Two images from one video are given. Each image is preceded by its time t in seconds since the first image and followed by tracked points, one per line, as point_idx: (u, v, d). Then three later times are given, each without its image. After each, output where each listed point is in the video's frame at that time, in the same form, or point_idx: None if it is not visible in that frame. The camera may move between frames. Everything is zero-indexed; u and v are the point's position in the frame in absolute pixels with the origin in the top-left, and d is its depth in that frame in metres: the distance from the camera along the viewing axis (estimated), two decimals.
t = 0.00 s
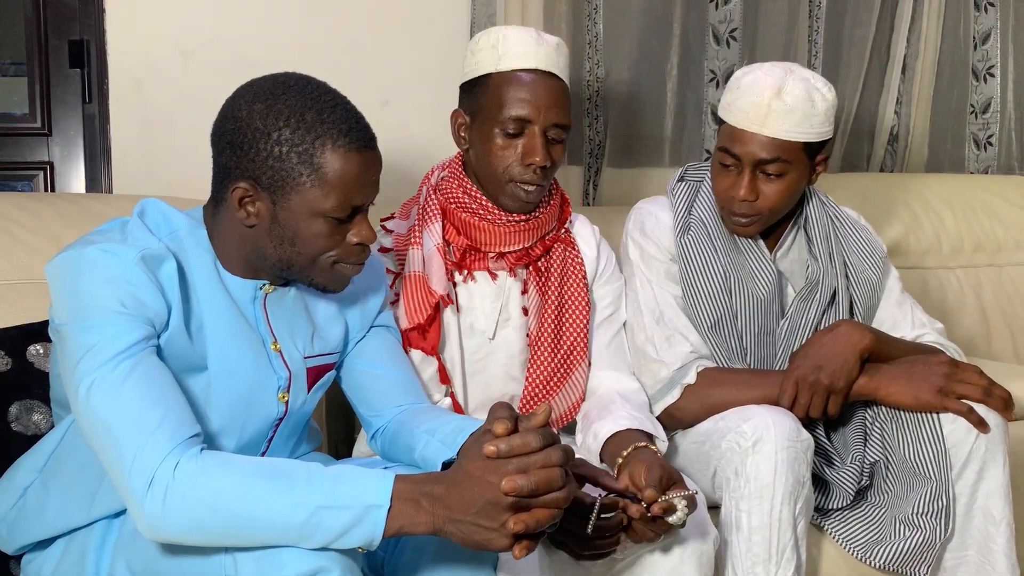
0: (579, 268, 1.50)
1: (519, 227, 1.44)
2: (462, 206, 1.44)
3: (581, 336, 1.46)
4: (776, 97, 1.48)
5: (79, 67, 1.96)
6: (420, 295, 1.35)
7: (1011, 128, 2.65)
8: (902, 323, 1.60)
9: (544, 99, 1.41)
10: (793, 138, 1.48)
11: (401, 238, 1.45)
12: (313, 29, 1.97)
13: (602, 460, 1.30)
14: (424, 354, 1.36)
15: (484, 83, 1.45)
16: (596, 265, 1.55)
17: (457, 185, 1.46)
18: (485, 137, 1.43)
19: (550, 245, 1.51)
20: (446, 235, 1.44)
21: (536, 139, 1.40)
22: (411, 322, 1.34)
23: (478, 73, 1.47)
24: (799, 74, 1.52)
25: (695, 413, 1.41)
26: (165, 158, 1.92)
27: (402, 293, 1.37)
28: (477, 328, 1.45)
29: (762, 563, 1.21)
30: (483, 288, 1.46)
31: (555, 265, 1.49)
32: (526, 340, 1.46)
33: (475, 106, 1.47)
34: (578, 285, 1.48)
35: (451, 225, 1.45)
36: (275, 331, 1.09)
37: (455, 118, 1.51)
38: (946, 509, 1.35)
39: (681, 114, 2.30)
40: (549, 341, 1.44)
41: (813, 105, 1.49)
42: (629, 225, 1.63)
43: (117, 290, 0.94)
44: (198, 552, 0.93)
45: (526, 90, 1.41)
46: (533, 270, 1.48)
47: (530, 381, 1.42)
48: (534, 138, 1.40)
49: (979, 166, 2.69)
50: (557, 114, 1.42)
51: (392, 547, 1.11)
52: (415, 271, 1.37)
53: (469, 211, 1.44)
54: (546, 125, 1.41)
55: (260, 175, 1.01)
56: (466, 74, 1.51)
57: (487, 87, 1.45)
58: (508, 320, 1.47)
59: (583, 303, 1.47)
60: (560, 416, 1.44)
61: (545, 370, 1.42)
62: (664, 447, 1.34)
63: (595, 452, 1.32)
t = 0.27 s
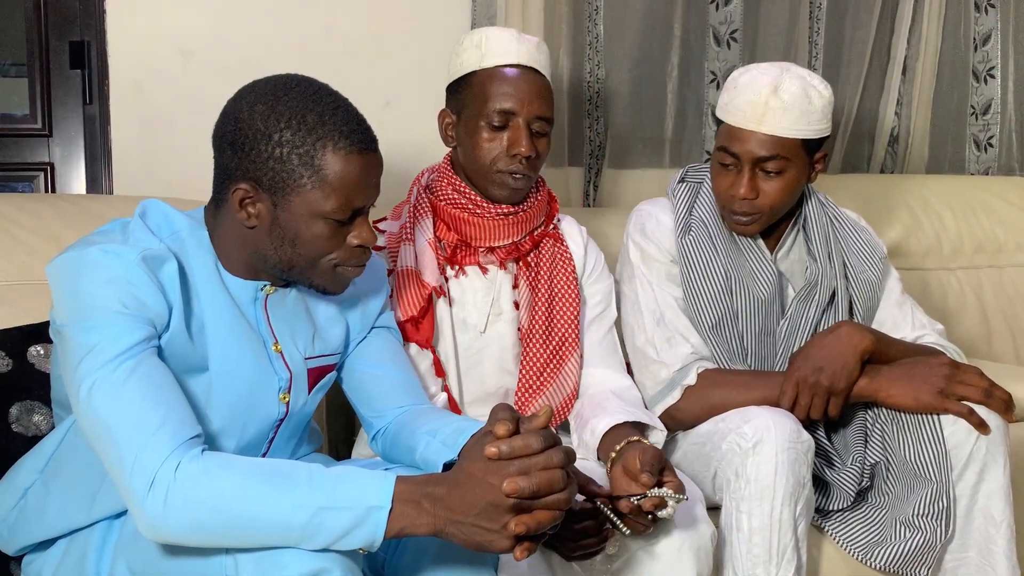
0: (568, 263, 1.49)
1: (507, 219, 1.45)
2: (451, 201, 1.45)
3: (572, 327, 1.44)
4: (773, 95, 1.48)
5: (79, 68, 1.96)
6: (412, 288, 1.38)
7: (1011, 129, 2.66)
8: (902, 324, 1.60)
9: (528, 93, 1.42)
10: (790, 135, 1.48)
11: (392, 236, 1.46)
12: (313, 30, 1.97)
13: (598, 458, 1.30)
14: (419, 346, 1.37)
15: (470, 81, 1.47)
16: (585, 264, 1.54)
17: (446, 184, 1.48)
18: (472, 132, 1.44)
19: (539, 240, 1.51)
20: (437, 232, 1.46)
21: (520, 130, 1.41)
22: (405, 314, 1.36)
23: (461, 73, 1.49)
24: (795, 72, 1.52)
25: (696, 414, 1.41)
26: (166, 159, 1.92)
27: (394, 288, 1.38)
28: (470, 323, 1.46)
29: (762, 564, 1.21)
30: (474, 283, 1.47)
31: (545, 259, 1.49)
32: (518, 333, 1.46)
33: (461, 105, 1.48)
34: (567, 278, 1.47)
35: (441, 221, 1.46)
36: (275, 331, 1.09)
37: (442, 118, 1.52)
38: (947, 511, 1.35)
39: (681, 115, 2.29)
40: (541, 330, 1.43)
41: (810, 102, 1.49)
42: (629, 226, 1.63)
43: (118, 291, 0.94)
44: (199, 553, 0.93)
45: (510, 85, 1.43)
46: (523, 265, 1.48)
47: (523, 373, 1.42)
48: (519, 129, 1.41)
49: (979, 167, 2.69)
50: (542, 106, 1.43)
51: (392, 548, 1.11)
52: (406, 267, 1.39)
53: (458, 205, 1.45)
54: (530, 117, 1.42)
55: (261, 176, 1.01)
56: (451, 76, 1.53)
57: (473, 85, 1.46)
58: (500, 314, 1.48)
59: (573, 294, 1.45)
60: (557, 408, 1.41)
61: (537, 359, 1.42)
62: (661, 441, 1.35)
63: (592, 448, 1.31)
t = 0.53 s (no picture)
0: (559, 262, 1.50)
1: (499, 217, 1.45)
2: (442, 200, 1.46)
3: (564, 322, 1.45)
4: (773, 95, 1.48)
5: (79, 69, 1.96)
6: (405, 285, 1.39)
7: (1011, 130, 2.66)
8: (902, 325, 1.60)
9: (520, 95, 1.44)
10: (790, 135, 1.48)
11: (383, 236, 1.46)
12: (313, 31, 1.97)
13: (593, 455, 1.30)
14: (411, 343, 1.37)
15: (462, 82, 1.48)
16: (574, 264, 1.54)
17: (437, 184, 1.49)
18: (463, 132, 1.45)
19: (531, 238, 1.51)
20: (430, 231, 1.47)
21: (512, 130, 1.43)
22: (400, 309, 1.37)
23: (453, 75, 1.50)
24: (796, 73, 1.52)
25: (695, 415, 1.41)
26: (166, 160, 1.92)
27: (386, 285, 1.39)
28: (463, 319, 1.45)
29: (761, 565, 1.21)
30: (467, 280, 1.46)
31: (537, 256, 1.50)
32: (511, 329, 1.46)
33: (453, 105, 1.49)
34: (558, 276, 1.49)
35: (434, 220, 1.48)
36: (275, 332, 1.09)
37: (434, 119, 1.52)
38: (946, 512, 1.35)
39: (681, 117, 2.30)
40: (535, 325, 1.44)
41: (810, 102, 1.49)
42: (629, 228, 1.62)
43: (118, 292, 0.94)
44: (199, 553, 0.93)
45: (501, 86, 1.44)
46: (515, 262, 1.49)
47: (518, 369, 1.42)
48: (510, 130, 1.43)
49: (979, 168, 2.69)
50: (532, 107, 1.45)
51: (392, 549, 1.11)
52: (399, 264, 1.39)
53: (449, 202, 1.45)
54: (521, 118, 1.44)
55: (260, 177, 1.01)
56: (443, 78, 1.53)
57: (466, 86, 1.47)
58: (493, 310, 1.46)
59: (565, 291, 1.47)
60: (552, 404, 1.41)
61: (531, 352, 1.43)
62: (656, 433, 1.35)
63: (587, 445, 1.31)
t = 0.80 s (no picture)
0: (554, 262, 1.49)
1: (494, 216, 1.45)
2: (439, 200, 1.47)
3: (558, 321, 1.44)
4: (780, 98, 1.48)
5: (79, 70, 1.96)
6: (399, 284, 1.39)
7: (1011, 132, 2.66)
8: (902, 326, 1.60)
9: (522, 100, 1.45)
10: (795, 139, 1.48)
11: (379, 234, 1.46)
12: (314, 32, 1.97)
13: (591, 457, 1.29)
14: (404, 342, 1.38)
15: (466, 83, 1.48)
16: (569, 265, 1.54)
17: (435, 184, 1.49)
18: (463, 134, 1.46)
19: (526, 237, 1.51)
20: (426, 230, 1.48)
21: (515, 133, 1.43)
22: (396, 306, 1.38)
23: (456, 75, 1.50)
24: (804, 76, 1.52)
25: (695, 415, 1.42)
26: (166, 161, 1.92)
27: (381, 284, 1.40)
28: (458, 318, 1.45)
29: (762, 566, 1.21)
30: (462, 279, 1.46)
31: (532, 256, 1.49)
32: (506, 329, 1.46)
33: (456, 106, 1.49)
34: (553, 276, 1.47)
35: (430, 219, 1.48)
36: (276, 332, 1.09)
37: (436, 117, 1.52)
38: (946, 513, 1.35)
39: (681, 117, 2.30)
40: (529, 321, 1.44)
41: (817, 106, 1.49)
42: (632, 228, 1.62)
43: (119, 292, 0.94)
44: (200, 553, 0.93)
45: (505, 90, 1.44)
46: (510, 262, 1.49)
47: (512, 369, 1.43)
48: (513, 133, 1.43)
49: (979, 169, 2.69)
50: (534, 113, 1.46)
51: (392, 549, 1.11)
52: (393, 263, 1.39)
53: (446, 203, 1.46)
54: (523, 123, 1.44)
55: (261, 177, 1.01)
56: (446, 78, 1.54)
57: (469, 87, 1.47)
58: (487, 310, 1.47)
59: (559, 290, 1.45)
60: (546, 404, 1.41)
61: (524, 350, 1.43)
62: (655, 433, 1.34)
63: (586, 446, 1.31)
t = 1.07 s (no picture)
0: (560, 265, 1.49)
1: (500, 218, 1.45)
2: (444, 200, 1.48)
3: (562, 325, 1.45)
4: (779, 102, 1.49)
5: (80, 71, 1.96)
6: (402, 287, 1.39)
7: (1011, 133, 2.66)
8: (901, 327, 1.61)
9: (532, 96, 1.45)
10: (793, 143, 1.48)
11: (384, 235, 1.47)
12: (314, 33, 1.98)
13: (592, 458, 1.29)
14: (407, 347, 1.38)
15: (473, 80, 1.49)
16: (575, 268, 1.54)
17: (441, 184, 1.50)
18: (473, 132, 1.46)
19: (532, 240, 1.51)
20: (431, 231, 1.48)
21: (523, 130, 1.44)
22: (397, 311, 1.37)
23: (464, 73, 1.50)
24: (804, 81, 1.53)
25: (695, 417, 1.42)
26: (167, 161, 1.92)
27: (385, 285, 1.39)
28: (462, 321, 1.45)
29: (760, 567, 1.21)
30: (467, 281, 1.47)
31: (537, 259, 1.50)
32: (510, 334, 1.46)
33: (463, 104, 1.50)
34: (559, 279, 1.48)
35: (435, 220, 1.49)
36: (274, 334, 1.09)
37: (443, 116, 1.53)
38: (945, 514, 1.35)
39: (681, 118, 2.30)
40: (533, 325, 1.45)
41: (816, 111, 1.50)
42: (631, 229, 1.62)
43: (119, 293, 0.94)
44: (200, 554, 0.93)
45: (513, 87, 1.45)
46: (515, 264, 1.49)
47: (516, 373, 1.43)
48: (521, 130, 1.44)
49: (979, 171, 2.68)
50: (543, 110, 1.47)
51: (392, 550, 1.11)
52: (396, 265, 1.39)
53: (452, 203, 1.46)
54: (533, 120, 1.45)
55: (257, 179, 1.01)
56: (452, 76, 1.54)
57: (476, 85, 1.48)
58: (492, 312, 1.47)
59: (565, 294, 1.46)
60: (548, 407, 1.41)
61: (529, 355, 1.43)
62: (657, 436, 1.35)
63: (586, 448, 1.31)
